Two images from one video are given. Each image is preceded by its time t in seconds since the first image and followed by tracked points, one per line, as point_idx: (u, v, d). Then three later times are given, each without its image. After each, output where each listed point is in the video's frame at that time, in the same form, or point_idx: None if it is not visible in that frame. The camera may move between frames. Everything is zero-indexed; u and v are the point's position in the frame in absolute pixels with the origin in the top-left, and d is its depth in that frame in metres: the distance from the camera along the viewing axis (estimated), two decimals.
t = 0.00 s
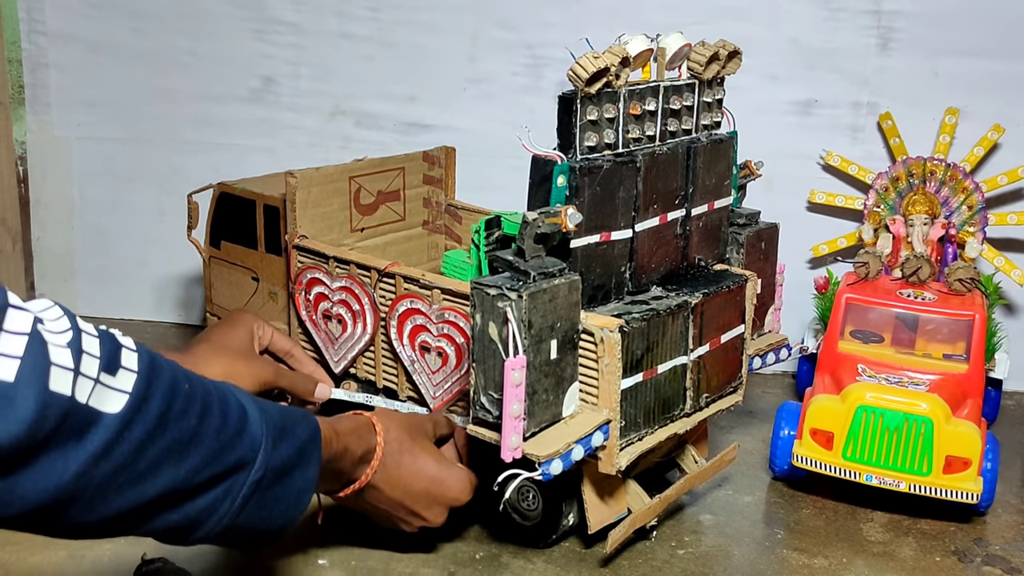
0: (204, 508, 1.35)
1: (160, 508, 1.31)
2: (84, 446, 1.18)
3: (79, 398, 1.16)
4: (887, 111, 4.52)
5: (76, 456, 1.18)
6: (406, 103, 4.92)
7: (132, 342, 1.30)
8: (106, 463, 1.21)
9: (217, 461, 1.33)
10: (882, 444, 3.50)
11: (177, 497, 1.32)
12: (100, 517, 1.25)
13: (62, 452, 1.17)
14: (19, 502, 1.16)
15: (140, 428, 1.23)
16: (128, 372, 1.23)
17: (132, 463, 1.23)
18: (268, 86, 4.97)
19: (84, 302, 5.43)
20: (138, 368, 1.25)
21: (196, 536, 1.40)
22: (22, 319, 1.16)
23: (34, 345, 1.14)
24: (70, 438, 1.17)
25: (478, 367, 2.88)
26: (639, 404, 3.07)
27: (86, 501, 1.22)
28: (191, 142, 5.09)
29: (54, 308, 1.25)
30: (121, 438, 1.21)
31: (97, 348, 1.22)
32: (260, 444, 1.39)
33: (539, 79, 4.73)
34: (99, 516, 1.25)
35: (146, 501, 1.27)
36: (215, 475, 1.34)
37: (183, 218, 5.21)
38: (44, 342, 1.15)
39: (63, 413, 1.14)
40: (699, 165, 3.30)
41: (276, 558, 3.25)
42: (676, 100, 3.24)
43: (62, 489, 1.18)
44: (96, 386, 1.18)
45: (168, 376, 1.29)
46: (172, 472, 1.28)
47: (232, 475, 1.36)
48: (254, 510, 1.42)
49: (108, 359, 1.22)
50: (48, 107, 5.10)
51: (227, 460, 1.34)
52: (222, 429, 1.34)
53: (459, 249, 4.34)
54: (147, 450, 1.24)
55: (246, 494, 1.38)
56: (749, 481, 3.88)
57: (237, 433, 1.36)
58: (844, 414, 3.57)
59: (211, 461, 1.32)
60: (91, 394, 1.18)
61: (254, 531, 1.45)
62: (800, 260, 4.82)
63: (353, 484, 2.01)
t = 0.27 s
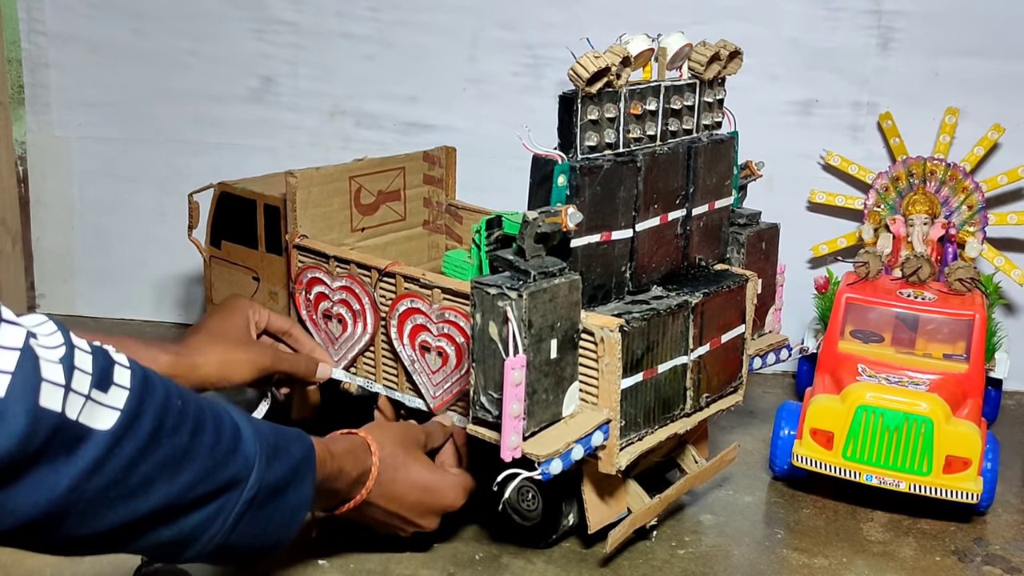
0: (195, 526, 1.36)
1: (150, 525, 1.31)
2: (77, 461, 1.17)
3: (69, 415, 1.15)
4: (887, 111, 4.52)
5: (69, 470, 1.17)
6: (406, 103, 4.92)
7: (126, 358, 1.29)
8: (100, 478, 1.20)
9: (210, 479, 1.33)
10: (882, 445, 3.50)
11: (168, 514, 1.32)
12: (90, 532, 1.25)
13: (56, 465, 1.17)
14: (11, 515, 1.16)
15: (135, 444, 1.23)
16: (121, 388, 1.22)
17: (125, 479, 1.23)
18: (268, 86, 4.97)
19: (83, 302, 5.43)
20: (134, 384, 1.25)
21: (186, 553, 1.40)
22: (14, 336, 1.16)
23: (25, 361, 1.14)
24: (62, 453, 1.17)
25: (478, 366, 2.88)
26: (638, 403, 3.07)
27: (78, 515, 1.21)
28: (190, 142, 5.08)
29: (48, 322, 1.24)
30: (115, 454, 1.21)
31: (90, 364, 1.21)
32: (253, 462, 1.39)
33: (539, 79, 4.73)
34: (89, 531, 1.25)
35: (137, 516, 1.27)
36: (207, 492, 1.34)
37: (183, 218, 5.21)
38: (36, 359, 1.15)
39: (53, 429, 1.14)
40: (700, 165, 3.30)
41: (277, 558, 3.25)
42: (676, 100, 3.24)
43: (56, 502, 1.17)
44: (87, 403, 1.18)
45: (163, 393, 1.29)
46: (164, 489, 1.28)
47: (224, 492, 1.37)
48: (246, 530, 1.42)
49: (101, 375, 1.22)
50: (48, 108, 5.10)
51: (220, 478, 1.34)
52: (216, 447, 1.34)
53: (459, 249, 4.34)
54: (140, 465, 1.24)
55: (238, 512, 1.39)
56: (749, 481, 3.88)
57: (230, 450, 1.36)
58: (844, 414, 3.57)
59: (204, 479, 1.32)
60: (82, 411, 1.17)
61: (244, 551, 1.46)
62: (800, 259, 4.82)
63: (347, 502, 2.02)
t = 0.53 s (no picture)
0: (196, 524, 1.39)
1: (151, 526, 1.34)
2: (78, 461, 1.21)
3: (68, 415, 1.19)
4: (887, 110, 4.51)
5: (70, 470, 1.21)
6: (406, 103, 4.92)
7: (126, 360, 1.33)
8: (100, 479, 1.24)
9: (209, 478, 1.36)
10: (882, 445, 3.50)
11: (168, 515, 1.35)
12: (94, 532, 1.28)
13: (57, 466, 1.20)
14: (10, 517, 1.20)
15: (136, 444, 1.27)
16: (121, 390, 1.26)
17: (126, 479, 1.27)
18: (268, 86, 4.97)
19: (83, 302, 5.43)
20: (133, 385, 1.28)
21: (187, 551, 1.44)
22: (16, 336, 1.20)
23: (25, 362, 1.18)
24: (64, 453, 1.21)
25: (475, 365, 2.89)
26: (636, 402, 3.07)
27: (78, 516, 1.25)
28: (190, 142, 5.08)
29: (47, 323, 1.28)
30: (116, 455, 1.25)
31: (90, 365, 1.26)
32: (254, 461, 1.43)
33: (538, 78, 4.73)
34: (94, 531, 1.28)
35: (136, 518, 1.31)
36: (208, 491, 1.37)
37: (183, 218, 5.21)
38: (36, 360, 1.19)
39: (53, 429, 1.17)
40: (697, 164, 3.30)
41: (277, 558, 3.24)
42: (674, 99, 3.24)
43: (59, 502, 1.21)
44: (87, 403, 1.22)
45: (163, 394, 1.33)
46: (165, 490, 1.32)
47: (224, 492, 1.40)
48: (248, 527, 1.45)
49: (101, 377, 1.25)
50: (48, 108, 5.10)
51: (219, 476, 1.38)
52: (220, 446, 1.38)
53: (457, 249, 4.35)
54: (141, 466, 1.28)
55: (237, 511, 1.42)
56: (749, 481, 3.87)
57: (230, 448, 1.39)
58: (844, 414, 3.57)
59: (204, 477, 1.36)
60: (82, 411, 1.21)
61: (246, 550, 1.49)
62: (800, 259, 4.82)
63: (348, 499, 2.03)
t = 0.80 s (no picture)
0: (208, 514, 1.34)
1: (163, 518, 1.30)
2: (89, 451, 1.16)
3: (83, 404, 1.14)
4: (887, 110, 4.51)
5: (81, 462, 1.15)
6: (405, 102, 4.92)
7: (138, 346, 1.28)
8: (109, 471, 1.18)
9: (224, 467, 1.32)
10: (883, 445, 3.50)
11: (183, 507, 1.31)
12: (106, 523, 1.23)
13: (67, 459, 1.15)
14: (21, 509, 1.14)
15: (149, 432, 1.22)
16: (133, 376, 1.21)
17: (141, 470, 1.22)
18: (268, 86, 4.97)
19: (83, 302, 5.43)
20: (144, 373, 1.23)
21: (197, 541, 1.39)
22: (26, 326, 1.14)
23: (36, 352, 1.11)
24: (74, 445, 1.15)
25: (471, 363, 2.89)
26: (632, 400, 3.07)
27: (90, 507, 1.20)
28: (190, 142, 5.08)
29: (58, 312, 1.22)
30: (128, 445, 1.19)
31: (101, 353, 1.20)
32: (268, 450, 1.40)
33: (538, 78, 4.74)
34: (105, 523, 1.23)
35: (150, 508, 1.26)
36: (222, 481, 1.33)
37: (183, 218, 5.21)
38: (47, 349, 1.12)
39: (65, 422, 1.11)
40: (694, 162, 3.30)
41: (276, 558, 3.24)
42: (669, 98, 3.25)
43: (72, 493, 1.16)
44: (98, 392, 1.16)
45: (176, 379, 1.28)
46: (178, 480, 1.27)
47: (236, 480, 1.36)
48: (260, 516, 1.42)
49: (112, 364, 1.20)
50: (48, 107, 5.09)
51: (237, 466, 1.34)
52: (234, 434, 1.34)
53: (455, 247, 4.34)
54: (155, 455, 1.23)
55: (251, 501, 1.38)
56: (749, 480, 3.87)
57: (244, 437, 1.36)
58: (844, 413, 3.57)
59: (222, 468, 1.32)
60: (93, 399, 1.15)
61: (258, 538, 1.45)
62: (800, 259, 4.82)
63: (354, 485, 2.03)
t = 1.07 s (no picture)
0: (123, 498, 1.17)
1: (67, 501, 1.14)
2: None
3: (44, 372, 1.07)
4: (890, 92, 4.49)
5: None
6: (407, 88, 4.91)
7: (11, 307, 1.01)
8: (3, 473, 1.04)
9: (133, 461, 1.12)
10: (888, 428, 3.50)
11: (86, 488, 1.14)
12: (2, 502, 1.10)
13: None
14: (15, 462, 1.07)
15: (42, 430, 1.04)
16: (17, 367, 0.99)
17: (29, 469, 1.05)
18: (269, 73, 4.96)
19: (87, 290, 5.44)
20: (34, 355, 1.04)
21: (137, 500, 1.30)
22: None
23: None
24: None
25: (463, 350, 2.94)
26: (630, 389, 3.08)
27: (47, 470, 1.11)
28: (192, 130, 5.08)
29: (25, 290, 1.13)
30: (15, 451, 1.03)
31: None
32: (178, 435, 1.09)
33: (539, 62, 4.73)
34: None
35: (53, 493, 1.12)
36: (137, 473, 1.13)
37: (186, 205, 5.22)
38: None
39: None
40: (701, 149, 3.29)
41: (282, 544, 3.25)
42: (674, 84, 3.23)
43: None
44: None
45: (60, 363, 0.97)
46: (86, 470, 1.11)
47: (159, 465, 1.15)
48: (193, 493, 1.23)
49: None
50: (49, 96, 5.09)
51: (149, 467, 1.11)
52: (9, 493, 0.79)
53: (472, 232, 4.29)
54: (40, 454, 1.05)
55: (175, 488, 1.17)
56: (753, 464, 3.88)
57: None
58: (847, 396, 3.57)
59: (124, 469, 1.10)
60: None
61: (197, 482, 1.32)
62: (804, 242, 4.82)
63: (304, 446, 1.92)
